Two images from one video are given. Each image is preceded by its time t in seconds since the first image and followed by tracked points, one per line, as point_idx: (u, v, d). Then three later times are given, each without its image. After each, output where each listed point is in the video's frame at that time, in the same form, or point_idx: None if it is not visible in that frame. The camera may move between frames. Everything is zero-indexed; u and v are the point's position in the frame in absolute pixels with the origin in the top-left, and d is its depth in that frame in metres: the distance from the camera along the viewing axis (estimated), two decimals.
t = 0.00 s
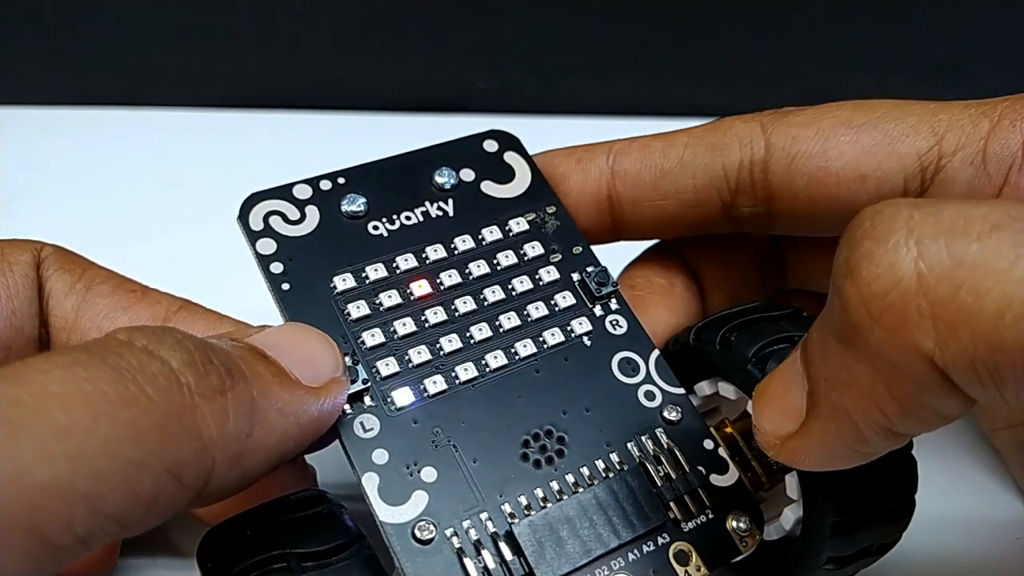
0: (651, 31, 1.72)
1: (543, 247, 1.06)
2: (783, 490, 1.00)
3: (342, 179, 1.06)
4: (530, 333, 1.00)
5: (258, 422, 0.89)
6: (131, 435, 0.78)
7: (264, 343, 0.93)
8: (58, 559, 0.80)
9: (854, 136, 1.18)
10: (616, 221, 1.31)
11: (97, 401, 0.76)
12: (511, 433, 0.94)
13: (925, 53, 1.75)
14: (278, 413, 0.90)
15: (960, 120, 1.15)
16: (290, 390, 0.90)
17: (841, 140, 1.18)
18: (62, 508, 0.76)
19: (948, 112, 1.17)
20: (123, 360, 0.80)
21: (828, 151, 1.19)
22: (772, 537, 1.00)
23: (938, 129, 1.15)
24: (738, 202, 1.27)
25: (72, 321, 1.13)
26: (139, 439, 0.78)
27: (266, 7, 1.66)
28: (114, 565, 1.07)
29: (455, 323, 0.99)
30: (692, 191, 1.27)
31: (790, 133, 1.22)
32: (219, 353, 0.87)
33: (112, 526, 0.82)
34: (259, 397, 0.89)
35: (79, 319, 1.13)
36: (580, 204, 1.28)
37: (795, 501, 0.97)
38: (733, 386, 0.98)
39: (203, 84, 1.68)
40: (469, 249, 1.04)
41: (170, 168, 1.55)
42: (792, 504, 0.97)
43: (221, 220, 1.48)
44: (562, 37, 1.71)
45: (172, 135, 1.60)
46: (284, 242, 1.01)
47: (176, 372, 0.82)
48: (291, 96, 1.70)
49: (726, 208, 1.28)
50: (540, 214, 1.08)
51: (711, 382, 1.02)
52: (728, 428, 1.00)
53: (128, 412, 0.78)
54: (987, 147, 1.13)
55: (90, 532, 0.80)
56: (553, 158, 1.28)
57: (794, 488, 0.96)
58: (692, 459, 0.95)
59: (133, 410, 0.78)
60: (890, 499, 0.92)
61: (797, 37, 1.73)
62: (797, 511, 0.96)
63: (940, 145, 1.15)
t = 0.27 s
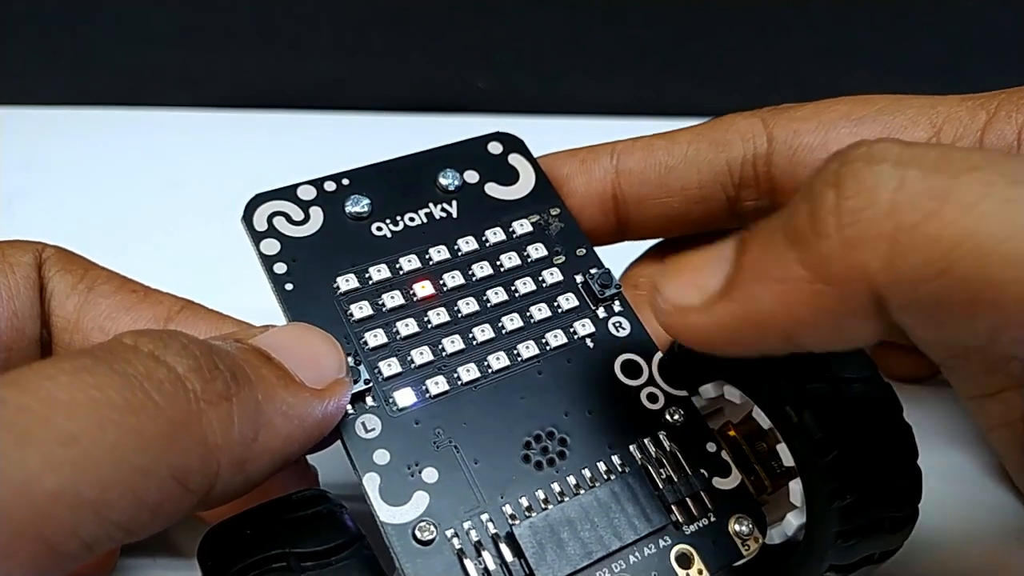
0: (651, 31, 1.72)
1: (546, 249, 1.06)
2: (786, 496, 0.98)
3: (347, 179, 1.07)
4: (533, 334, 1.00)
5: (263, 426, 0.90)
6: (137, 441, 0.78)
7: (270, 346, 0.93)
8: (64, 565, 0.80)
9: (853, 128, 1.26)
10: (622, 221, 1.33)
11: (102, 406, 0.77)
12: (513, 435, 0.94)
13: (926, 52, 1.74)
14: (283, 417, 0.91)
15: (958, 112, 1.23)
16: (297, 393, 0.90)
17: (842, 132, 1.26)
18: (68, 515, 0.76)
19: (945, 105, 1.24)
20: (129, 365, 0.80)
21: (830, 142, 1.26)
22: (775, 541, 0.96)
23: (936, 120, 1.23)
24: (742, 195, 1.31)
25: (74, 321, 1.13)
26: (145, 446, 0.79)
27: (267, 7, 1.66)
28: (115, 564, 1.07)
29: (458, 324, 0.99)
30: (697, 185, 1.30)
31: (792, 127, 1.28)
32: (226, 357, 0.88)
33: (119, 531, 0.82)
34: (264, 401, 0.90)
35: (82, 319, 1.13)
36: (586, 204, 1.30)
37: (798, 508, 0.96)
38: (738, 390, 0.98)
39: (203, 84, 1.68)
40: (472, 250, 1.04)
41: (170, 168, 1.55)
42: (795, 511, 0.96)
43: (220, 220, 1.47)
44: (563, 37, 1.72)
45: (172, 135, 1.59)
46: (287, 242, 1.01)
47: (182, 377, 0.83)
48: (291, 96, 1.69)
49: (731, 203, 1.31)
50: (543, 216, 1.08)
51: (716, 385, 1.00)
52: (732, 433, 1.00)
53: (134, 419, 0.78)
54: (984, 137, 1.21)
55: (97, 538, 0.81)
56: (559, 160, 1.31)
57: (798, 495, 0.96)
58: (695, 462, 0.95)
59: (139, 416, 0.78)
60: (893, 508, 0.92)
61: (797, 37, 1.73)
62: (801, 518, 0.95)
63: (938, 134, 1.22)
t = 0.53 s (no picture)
0: (651, 31, 1.72)
1: (550, 249, 1.05)
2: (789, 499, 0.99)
3: (349, 176, 1.06)
4: (536, 335, 0.99)
5: (263, 429, 0.89)
6: (133, 443, 0.78)
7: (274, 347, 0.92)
8: (59, 566, 0.80)
9: (849, 115, 1.23)
10: (629, 215, 1.33)
11: (100, 409, 0.77)
12: (516, 438, 0.94)
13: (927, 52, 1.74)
14: (285, 419, 0.90)
15: (947, 101, 1.19)
16: (298, 396, 0.90)
17: (837, 119, 1.23)
18: (63, 516, 0.77)
19: (938, 93, 1.21)
20: (130, 367, 0.80)
21: (825, 129, 1.23)
22: (777, 543, 0.98)
23: (927, 108, 1.19)
24: (744, 181, 1.32)
25: (74, 321, 1.12)
26: (140, 448, 0.78)
27: (266, 8, 1.67)
28: (115, 565, 1.06)
29: (461, 324, 0.98)
30: (702, 174, 1.30)
31: (790, 114, 1.26)
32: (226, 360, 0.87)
33: (113, 533, 0.82)
34: (265, 405, 0.89)
35: (81, 319, 1.12)
36: (592, 196, 1.31)
37: (801, 512, 0.96)
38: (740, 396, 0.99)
39: (203, 83, 1.67)
40: (475, 250, 1.03)
41: (169, 168, 1.54)
42: (797, 515, 0.97)
43: (219, 220, 1.47)
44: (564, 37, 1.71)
45: (171, 135, 1.59)
46: (289, 240, 1.00)
47: (181, 379, 0.82)
48: (291, 96, 1.68)
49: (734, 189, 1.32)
50: (548, 215, 1.08)
51: (721, 388, 1.00)
52: (735, 436, 0.99)
53: (130, 420, 0.78)
54: (968, 128, 1.17)
55: (92, 541, 0.81)
56: (561, 156, 1.32)
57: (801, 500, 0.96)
58: (698, 467, 0.94)
59: (136, 418, 0.78)
60: (900, 515, 0.92)
61: (798, 37, 1.73)
62: (803, 523, 0.96)
63: (927, 124, 1.19)
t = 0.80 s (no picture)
0: (653, 31, 1.71)
1: (555, 249, 1.05)
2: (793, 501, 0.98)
3: (353, 174, 1.05)
4: (540, 336, 0.99)
5: (265, 430, 0.88)
6: (136, 446, 0.78)
7: (276, 347, 0.92)
8: (61, 569, 0.80)
9: (861, 111, 1.23)
10: (638, 216, 1.32)
11: (103, 412, 0.76)
12: (519, 440, 0.93)
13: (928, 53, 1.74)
14: (288, 421, 0.89)
15: (957, 96, 1.21)
16: (302, 396, 0.89)
17: (849, 115, 1.23)
18: (64, 520, 0.76)
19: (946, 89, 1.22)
20: (133, 369, 0.80)
21: (837, 125, 1.23)
22: (779, 546, 0.98)
23: (938, 103, 1.21)
24: (754, 180, 1.31)
25: (76, 321, 1.12)
26: (144, 450, 0.78)
27: (267, 7, 1.65)
28: (116, 565, 1.06)
29: (464, 324, 0.98)
30: (712, 173, 1.29)
31: (801, 112, 1.27)
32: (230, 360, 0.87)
33: (117, 535, 0.82)
34: (269, 405, 0.89)
35: (83, 318, 1.12)
36: (598, 197, 1.30)
37: (803, 516, 0.96)
38: (746, 400, 0.97)
39: (203, 83, 1.67)
40: (479, 249, 1.03)
41: (169, 168, 1.54)
42: (801, 519, 0.96)
43: (220, 220, 1.47)
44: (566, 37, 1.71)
45: (172, 135, 1.59)
46: (292, 238, 1.00)
47: (184, 381, 0.82)
48: (290, 96, 1.69)
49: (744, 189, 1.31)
50: (553, 214, 1.07)
51: (725, 391, 0.99)
52: (738, 439, 0.98)
53: (133, 423, 0.78)
54: (980, 121, 1.19)
55: (94, 543, 0.80)
56: (568, 157, 1.31)
57: (804, 506, 0.95)
58: (701, 469, 0.94)
59: (138, 421, 0.78)
60: (901, 523, 0.91)
61: (801, 37, 1.72)
62: (806, 528, 0.95)
63: (939, 118, 1.20)
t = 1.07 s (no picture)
0: (652, 31, 1.71)
1: (555, 248, 1.05)
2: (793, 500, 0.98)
3: (353, 174, 1.05)
4: (540, 336, 0.99)
5: (265, 428, 0.88)
6: (137, 445, 0.78)
7: (277, 345, 0.92)
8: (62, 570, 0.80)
9: (864, 111, 1.23)
10: (638, 216, 1.32)
11: (104, 413, 0.76)
12: (519, 440, 0.93)
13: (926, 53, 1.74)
14: (288, 420, 0.89)
15: (960, 95, 1.21)
16: (302, 395, 0.89)
17: (852, 115, 1.23)
18: (65, 519, 0.76)
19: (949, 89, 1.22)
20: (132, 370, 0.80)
21: (840, 126, 1.23)
22: (779, 546, 0.98)
23: (941, 103, 1.21)
24: (756, 181, 1.31)
25: (75, 321, 1.12)
26: (147, 451, 0.78)
27: (266, 7, 1.64)
28: (116, 566, 1.06)
29: (464, 324, 0.98)
30: (713, 173, 1.29)
31: (803, 112, 1.26)
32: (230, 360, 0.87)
33: (120, 535, 0.82)
34: (269, 404, 0.89)
35: (83, 318, 1.12)
36: (599, 197, 1.30)
37: (802, 516, 0.96)
38: (745, 399, 0.97)
39: (203, 84, 1.67)
40: (479, 249, 1.03)
41: (169, 168, 1.54)
42: (801, 519, 0.96)
43: (219, 219, 1.47)
44: (566, 38, 1.70)
45: (171, 135, 1.59)
46: (292, 237, 1.00)
47: (185, 380, 0.82)
48: (290, 96, 1.69)
49: (746, 191, 1.31)
50: (553, 214, 1.07)
51: (725, 390, 0.99)
52: (738, 439, 0.98)
53: (134, 422, 0.78)
54: (984, 121, 1.19)
55: (95, 543, 0.80)
56: (569, 157, 1.32)
57: (804, 506, 0.95)
58: (701, 470, 0.94)
59: (140, 420, 0.78)
60: (901, 524, 0.91)
61: (800, 37, 1.72)
62: (806, 528, 0.95)
63: (942, 118, 1.20)
